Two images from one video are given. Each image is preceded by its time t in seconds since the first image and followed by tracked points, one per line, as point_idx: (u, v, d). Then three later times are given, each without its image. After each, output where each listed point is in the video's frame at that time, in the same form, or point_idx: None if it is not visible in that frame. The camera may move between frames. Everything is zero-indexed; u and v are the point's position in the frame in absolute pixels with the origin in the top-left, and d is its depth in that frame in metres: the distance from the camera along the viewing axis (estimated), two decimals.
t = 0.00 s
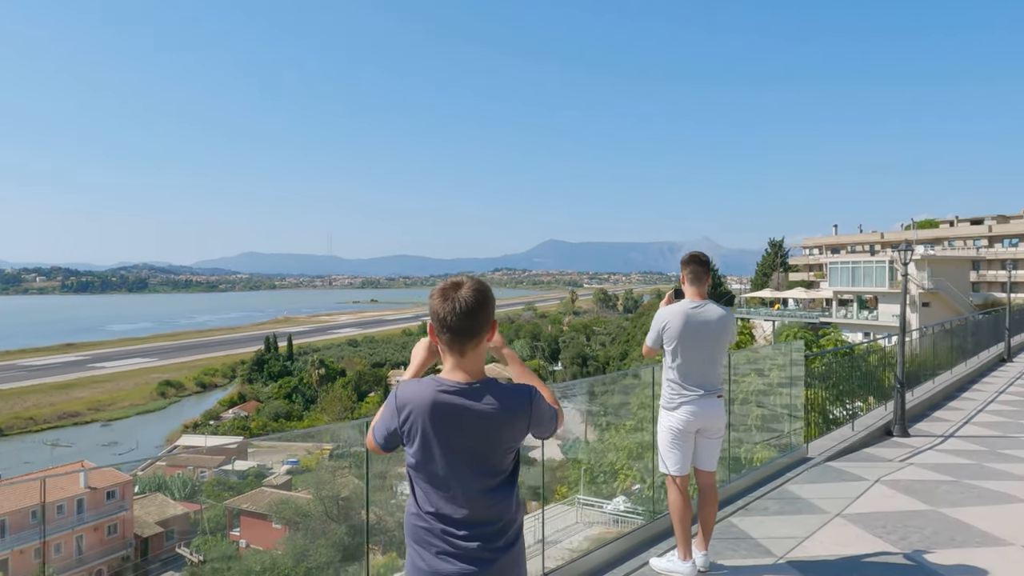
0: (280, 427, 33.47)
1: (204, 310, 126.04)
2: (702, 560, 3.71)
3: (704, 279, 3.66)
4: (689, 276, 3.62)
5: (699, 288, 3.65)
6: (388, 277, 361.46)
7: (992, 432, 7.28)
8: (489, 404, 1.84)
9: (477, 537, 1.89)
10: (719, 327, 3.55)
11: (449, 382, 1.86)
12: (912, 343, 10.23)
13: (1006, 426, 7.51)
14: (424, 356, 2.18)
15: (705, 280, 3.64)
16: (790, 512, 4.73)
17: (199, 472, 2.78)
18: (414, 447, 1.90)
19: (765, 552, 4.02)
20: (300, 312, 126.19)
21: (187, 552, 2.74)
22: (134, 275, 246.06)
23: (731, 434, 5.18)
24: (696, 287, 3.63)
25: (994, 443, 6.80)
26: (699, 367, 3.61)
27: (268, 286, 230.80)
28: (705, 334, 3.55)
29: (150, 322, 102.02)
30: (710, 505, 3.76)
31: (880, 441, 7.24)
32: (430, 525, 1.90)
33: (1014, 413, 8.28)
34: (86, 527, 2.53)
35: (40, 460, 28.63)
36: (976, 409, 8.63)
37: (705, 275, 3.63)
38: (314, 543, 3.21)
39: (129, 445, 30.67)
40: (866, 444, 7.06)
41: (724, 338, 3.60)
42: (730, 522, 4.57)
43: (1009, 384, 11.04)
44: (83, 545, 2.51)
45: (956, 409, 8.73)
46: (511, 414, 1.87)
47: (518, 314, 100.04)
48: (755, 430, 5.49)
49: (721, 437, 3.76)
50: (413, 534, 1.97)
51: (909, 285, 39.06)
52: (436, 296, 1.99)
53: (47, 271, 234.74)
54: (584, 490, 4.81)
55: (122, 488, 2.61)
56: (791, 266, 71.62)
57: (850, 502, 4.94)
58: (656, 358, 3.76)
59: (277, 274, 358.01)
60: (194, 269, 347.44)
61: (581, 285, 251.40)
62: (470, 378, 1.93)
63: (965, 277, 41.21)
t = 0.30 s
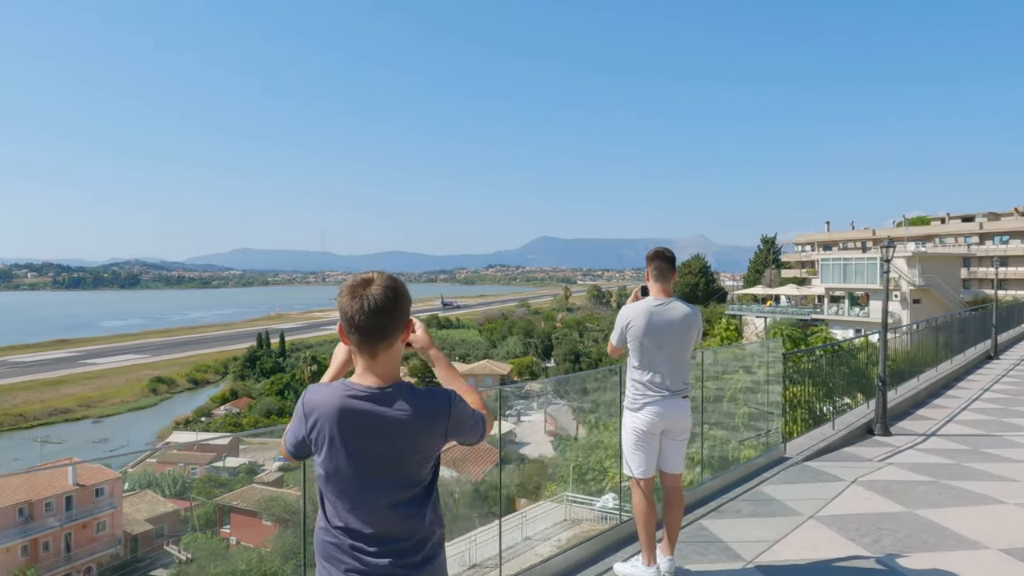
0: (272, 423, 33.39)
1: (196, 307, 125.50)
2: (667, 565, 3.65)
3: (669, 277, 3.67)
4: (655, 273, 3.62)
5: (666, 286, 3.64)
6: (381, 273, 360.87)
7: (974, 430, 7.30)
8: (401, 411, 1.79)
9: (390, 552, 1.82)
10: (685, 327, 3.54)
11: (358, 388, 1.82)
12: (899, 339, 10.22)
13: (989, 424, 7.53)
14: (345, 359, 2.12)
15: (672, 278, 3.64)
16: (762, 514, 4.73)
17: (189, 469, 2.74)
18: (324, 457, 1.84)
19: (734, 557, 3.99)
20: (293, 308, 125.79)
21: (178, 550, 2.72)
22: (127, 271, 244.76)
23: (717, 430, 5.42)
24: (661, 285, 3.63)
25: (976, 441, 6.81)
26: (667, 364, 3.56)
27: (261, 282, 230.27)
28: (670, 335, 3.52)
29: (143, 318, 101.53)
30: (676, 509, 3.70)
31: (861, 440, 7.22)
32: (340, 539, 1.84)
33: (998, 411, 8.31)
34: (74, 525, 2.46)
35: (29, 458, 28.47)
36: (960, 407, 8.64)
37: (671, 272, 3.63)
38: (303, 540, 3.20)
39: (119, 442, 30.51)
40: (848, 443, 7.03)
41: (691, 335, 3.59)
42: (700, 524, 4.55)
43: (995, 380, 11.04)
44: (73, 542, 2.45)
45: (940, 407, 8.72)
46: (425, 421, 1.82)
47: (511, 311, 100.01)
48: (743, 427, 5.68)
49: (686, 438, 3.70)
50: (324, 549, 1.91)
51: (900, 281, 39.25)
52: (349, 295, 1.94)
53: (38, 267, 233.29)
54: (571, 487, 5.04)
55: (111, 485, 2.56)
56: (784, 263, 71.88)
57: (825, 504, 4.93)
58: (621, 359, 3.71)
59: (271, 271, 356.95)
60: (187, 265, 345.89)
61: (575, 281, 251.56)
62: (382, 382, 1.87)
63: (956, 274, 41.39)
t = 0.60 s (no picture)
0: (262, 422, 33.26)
1: (186, 305, 124.85)
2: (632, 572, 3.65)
3: (635, 274, 3.65)
4: (619, 270, 3.60)
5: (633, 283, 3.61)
6: (373, 271, 360.28)
7: (956, 430, 7.33)
8: (309, 420, 1.72)
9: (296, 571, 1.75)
10: (653, 324, 3.52)
11: (261, 394, 1.74)
12: (886, 338, 10.24)
13: (971, 424, 7.57)
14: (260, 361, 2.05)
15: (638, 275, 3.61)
16: (735, 518, 4.73)
17: (178, 469, 2.70)
18: (224, 470, 1.77)
19: (703, 564, 3.96)
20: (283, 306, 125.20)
21: (164, 550, 2.69)
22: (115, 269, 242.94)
23: (700, 430, 5.57)
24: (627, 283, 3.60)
25: (958, 442, 6.83)
26: (633, 364, 3.53)
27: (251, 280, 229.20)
28: (637, 335, 3.49)
29: (131, 317, 100.74)
30: (642, 514, 3.69)
31: (842, 440, 7.23)
32: (243, 558, 1.76)
33: (981, 410, 8.35)
34: (60, 524, 2.42)
35: (16, 457, 28.23)
36: (943, 406, 8.68)
37: (637, 269, 3.61)
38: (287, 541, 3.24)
39: (107, 441, 30.28)
40: (828, 444, 7.03)
41: (658, 334, 3.57)
42: (671, 529, 4.53)
43: (979, 379, 11.12)
44: (57, 543, 2.41)
45: (924, 407, 8.76)
46: (333, 429, 1.74)
47: (502, 309, 100.03)
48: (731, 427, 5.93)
49: (653, 441, 3.67)
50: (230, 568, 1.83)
51: (889, 280, 39.55)
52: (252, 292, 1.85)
53: (25, 265, 231.13)
54: (559, 487, 5.01)
55: (97, 485, 2.51)
56: (774, 261, 72.28)
57: (801, 507, 4.94)
58: (586, 360, 3.67)
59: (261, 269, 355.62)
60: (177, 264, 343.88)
61: (567, 280, 252.05)
62: (287, 389, 1.79)
63: (944, 273, 41.69)
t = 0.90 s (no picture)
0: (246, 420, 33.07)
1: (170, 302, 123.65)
2: None
3: (598, 268, 3.64)
4: (581, 262, 3.58)
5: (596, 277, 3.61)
6: (360, 269, 358.83)
7: (935, 427, 7.39)
8: (191, 424, 1.65)
9: None
10: (618, 317, 3.50)
11: (139, 395, 1.66)
12: (868, 335, 10.31)
13: (950, 421, 7.64)
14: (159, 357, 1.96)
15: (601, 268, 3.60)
16: (707, 518, 4.73)
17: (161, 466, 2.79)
18: (98, 477, 1.69)
19: (671, 567, 3.93)
20: (267, 303, 124.41)
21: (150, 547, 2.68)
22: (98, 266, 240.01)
23: (680, 426, 5.64)
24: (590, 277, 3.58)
25: (936, 439, 6.89)
26: (597, 360, 3.50)
27: (236, 277, 227.42)
28: (602, 329, 3.47)
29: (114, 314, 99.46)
30: (607, 518, 3.66)
31: (820, 437, 7.26)
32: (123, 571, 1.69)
33: (959, 407, 8.43)
34: (40, 524, 2.36)
35: None
36: (922, 403, 8.75)
37: (601, 263, 3.59)
38: (271, 536, 3.35)
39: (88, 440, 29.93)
40: (806, 441, 7.06)
41: (623, 329, 3.56)
42: (640, 531, 4.51)
43: (959, 375, 11.22)
44: (38, 543, 2.34)
45: (903, 403, 8.83)
46: (219, 434, 1.67)
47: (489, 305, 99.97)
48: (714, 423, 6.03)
49: (618, 441, 3.65)
50: None
51: (872, 277, 39.98)
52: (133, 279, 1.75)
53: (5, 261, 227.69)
54: (542, 484, 5.02)
55: (78, 485, 2.47)
56: (759, 259, 72.79)
57: (774, 507, 4.95)
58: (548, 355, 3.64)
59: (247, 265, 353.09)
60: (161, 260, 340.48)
61: (554, 276, 252.46)
62: (169, 389, 1.72)
63: (927, 270, 42.20)
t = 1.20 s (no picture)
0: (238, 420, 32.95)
1: (162, 301, 123.13)
2: None
3: (564, 270, 3.53)
4: (547, 266, 3.47)
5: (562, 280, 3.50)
6: (354, 267, 358.26)
7: (923, 430, 7.37)
8: (33, 459, 1.41)
9: None
10: (586, 323, 3.40)
11: None
12: (858, 335, 10.28)
13: (939, 424, 7.63)
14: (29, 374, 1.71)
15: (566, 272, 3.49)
16: (685, 530, 4.67)
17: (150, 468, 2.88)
18: None
19: None
20: (260, 302, 123.94)
21: (135, 551, 2.84)
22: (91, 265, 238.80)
23: (666, 428, 5.71)
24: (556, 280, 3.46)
25: (924, 443, 6.88)
26: (564, 367, 3.39)
27: (230, 276, 226.57)
28: (568, 336, 3.36)
29: (106, 313, 98.90)
30: (574, 532, 3.60)
31: (806, 442, 7.17)
32: None
33: (948, 409, 8.42)
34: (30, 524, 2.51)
35: None
36: (911, 405, 8.74)
37: (566, 266, 3.48)
38: (262, 539, 3.37)
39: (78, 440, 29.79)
40: (791, 447, 6.99)
41: (589, 336, 3.46)
42: (614, 544, 4.45)
43: (948, 377, 11.22)
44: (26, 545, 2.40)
45: (891, 406, 8.82)
46: (69, 470, 1.43)
47: (483, 304, 99.95)
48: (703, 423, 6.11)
49: (584, 452, 3.55)
50: None
51: (864, 276, 40.13)
52: None
53: None
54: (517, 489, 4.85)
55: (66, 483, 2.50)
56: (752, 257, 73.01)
57: (754, 518, 4.90)
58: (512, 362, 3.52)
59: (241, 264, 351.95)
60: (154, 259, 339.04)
61: (549, 275, 252.53)
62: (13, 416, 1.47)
63: (919, 269, 42.40)
